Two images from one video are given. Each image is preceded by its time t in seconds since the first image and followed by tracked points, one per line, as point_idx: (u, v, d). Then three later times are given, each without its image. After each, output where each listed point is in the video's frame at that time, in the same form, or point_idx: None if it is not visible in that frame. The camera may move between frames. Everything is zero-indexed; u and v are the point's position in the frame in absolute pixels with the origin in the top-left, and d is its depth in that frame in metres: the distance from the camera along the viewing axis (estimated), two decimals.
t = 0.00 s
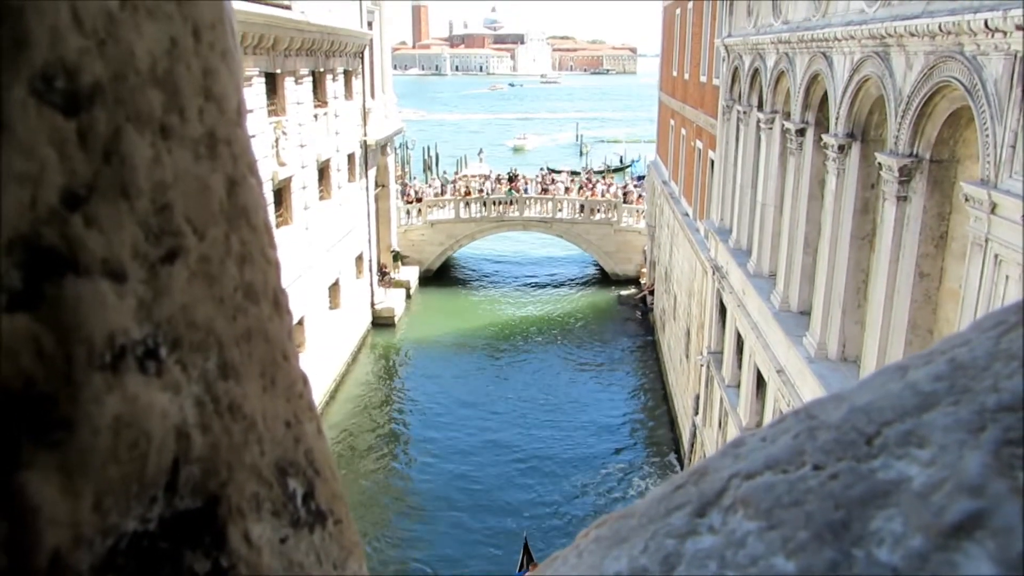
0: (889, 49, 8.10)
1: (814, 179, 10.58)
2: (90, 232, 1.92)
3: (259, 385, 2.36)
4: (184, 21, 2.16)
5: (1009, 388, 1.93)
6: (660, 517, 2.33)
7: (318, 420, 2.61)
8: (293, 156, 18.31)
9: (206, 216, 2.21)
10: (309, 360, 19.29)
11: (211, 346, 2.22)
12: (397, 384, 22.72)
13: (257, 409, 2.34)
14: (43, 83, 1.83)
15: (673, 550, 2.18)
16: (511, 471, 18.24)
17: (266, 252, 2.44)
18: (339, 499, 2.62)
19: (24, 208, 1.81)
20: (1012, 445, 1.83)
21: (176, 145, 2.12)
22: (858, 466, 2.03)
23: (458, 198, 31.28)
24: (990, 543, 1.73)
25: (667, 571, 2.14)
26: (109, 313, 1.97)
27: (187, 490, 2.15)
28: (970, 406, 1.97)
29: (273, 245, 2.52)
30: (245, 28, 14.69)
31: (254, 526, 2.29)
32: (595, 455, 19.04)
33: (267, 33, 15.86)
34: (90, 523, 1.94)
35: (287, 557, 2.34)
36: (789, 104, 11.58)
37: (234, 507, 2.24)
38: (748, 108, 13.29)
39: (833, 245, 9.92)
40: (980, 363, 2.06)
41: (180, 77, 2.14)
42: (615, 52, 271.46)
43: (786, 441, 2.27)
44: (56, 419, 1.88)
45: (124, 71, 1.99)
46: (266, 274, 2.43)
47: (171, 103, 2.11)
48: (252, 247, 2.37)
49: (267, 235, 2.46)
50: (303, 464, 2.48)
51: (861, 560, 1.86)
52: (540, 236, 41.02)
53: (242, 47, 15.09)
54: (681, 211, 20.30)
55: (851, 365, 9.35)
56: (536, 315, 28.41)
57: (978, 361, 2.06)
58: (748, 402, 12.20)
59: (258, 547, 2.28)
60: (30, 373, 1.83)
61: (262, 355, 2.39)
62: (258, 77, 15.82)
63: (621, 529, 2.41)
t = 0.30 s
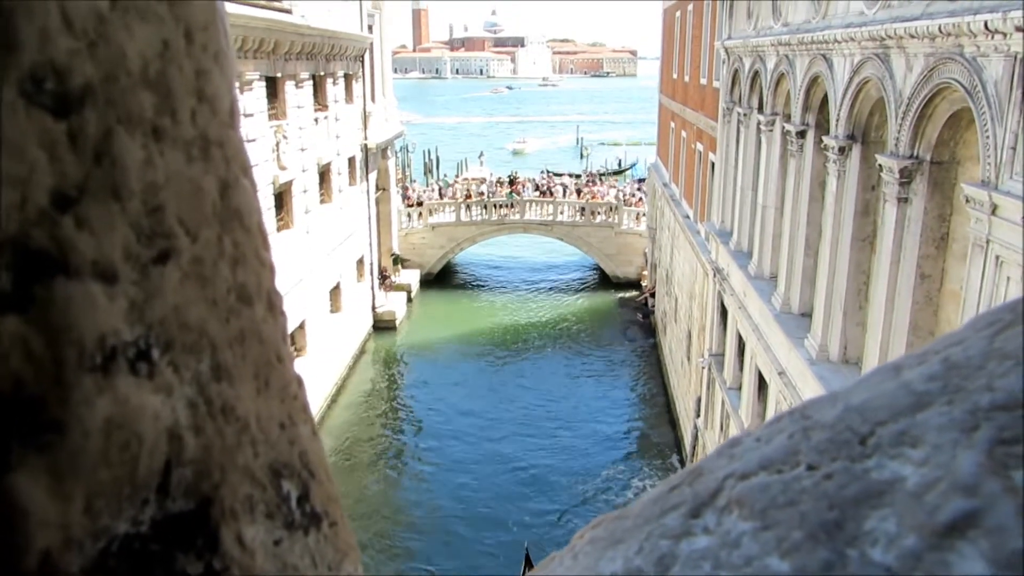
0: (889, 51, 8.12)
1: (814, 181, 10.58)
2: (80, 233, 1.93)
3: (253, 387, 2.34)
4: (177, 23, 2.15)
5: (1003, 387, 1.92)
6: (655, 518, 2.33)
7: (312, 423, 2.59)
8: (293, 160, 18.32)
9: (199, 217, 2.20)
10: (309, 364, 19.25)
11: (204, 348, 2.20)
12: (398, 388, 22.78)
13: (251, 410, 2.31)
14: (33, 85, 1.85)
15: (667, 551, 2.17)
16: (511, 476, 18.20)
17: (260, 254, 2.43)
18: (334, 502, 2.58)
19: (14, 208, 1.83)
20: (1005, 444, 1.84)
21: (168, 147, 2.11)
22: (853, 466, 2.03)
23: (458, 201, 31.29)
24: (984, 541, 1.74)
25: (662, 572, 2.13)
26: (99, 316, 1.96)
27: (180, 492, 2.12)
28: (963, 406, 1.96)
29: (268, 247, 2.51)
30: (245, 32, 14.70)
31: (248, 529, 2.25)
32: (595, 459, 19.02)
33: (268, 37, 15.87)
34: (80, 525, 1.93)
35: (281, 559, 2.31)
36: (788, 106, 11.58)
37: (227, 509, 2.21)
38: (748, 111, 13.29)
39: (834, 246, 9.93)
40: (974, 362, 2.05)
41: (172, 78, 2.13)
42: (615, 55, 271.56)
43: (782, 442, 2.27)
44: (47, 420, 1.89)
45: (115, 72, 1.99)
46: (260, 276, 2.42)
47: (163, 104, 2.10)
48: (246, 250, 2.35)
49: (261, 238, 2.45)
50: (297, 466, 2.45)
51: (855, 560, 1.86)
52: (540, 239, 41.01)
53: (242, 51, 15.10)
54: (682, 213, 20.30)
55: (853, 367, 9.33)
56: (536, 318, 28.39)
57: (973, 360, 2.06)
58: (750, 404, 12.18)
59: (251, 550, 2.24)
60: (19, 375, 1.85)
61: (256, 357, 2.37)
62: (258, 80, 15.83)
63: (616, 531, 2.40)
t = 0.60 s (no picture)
0: (889, 53, 8.12)
1: (814, 183, 10.58)
2: (79, 221, 1.90)
3: (254, 379, 2.37)
4: (176, 13, 2.17)
5: (1009, 375, 1.96)
6: (658, 511, 2.32)
7: (314, 416, 2.63)
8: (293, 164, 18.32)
9: (198, 206, 2.22)
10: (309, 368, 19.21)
11: (205, 339, 2.21)
12: (399, 390, 22.82)
13: (252, 403, 2.35)
14: (31, 71, 1.82)
15: (672, 542, 2.16)
16: (512, 481, 18.13)
17: (260, 246, 2.46)
18: (336, 496, 2.63)
19: (12, 195, 1.78)
20: (1011, 431, 1.87)
21: (168, 135, 2.12)
22: (857, 456, 2.04)
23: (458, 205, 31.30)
24: (991, 530, 1.76)
25: (666, 564, 2.11)
26: (99, 303, 1.93)
27: (181, 483, 2.13)
28: (970, 395, 1.98)
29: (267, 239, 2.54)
30: (245, 36, 14.71)
31: (249, 521, 2.28)
32: (596, 463, 18.95)
33: (268, 41, 15.88)
34: (81, 515, 1.88)
35: (283, 553, 2.35)
36: (788, 108, 11.58)
37: (228, 501, 2.24)
38: (748, 113, 13.29)
39: (834, 247, 9.92)
40: (979, 351, 2.08)
41: (172, 68, 2.14)
42: (615, 58, 271.71)
43: (786, 433, 2.26)
44: (45, 408, 1.82)
45: (114, 60, 1.99)
46: (260, 267, 2.45)
47: (162, 93, 2.10)
48: (247, 242, 2.39)
49: (262, 229, 2.49)
50: (298, 460, 2.49)
51: (861, 549, 1.87)
52: (539, 242, 40.99)
53: (242, 55, 15.12)
54: (682, 216, 20.29)
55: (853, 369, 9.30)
56: (536, 322, 28.34)
57: (978, 350, 2.09)
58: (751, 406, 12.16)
59: (253, 542, 2.27)
60: (18, 361, 1.77)
61: (257, 349, 2.40)
62: (258, 85, 15.85)
63: (619, 524, 2.39)
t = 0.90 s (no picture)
0: (888, 55, 8.13)
1: (814, 186, 10.58)
2: (88, 229, 1.95)
3: (259, 384, 2.36)
4: (183, 23, 2.16)
5: (1005, 378, 1.92)
6: (658, 513, 2.33)
7: (318, 421, 2.62)
8: (294, 167, 18.34)
9: (205, 213, 2.22)
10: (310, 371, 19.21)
11: (210, 345, 2.23)
12: (400, 393, 22.85)
13: (257, 408, 2.34)
14: (43, 82, 1.86)
15: (673, 545, 2.17)
16: (514, 484, 18.06)
17: (265, 252, 2.45)
18: (339, 499, 2.62)
19: (24, 203, 1.84)
20: (1007, 434, 1.84)
21: (175, 144, 2.13)
22: (855, 459, 2.03)
23: (459, 208, 31.33)
24: (986, 531, 1.75)
25: (667, 567, 2.12)
26: (107, 310, 1.99)
27: (187, 487, 2.18)
28: (965, 398, 1.96)
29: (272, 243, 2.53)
30: (245, 39, 14.73)
31: (254, 524, 2.30)
32: (598, 467, 18.89)
33: (268, 44, 15.90)
34: (90, 517, 2.00)
35: (287, 556, 2.35)
36: (788, 111, 11.59)
37: (233, 505, 2.26)
38: (748, 116, 13.31)
39: (835, 250, 9.91)
40: (976, 355, 2.04)
41: (180, 78, 2.15)
42: (615, 61, 271.75)
43: (784, 436, 2.27)
44: (57, 414, 1.93)
45: (123, 70, 2.01)
46: (266, 273, 2.44)
47: (169, 102, 2.12)
48: (252, 248, 2.37)
49: (266, 235, 2.47)
50: (303, 464, 2.48)
51: (859, 551, 1.88)
52: (539, 245, 40.97)
53: (242, 58, 15.12)
54: (682, 219, 20.30)
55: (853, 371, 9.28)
56: (536, 325, 28.32)
57: (975, 353, 2.04)
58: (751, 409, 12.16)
59: (258, 545, 2.30)
60: (29, 368, 1.88)
61: (263, 356, 2.39)
62: (258, 88, 15.86)
63: (621, 527, 2.40)
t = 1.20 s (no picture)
0: (887, 61, 8.14)
1: (813, 191, 10.58)
2: (68, 225, 2.00)
3: (243, 383, 2.43)
4: (166, 20, 2.24)
5: (991, 377, 1.90)
6: (647, 514, 2.33)
7: (303, 421, 2.69)
8: (294, 172, 18.36)
9: (188, 211, 2.28)
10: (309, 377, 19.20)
11: (193, 343, 2.27)
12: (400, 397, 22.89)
13: (240, 407, 2.40)
14: (21, 76, 1.92)
15: (660, 546, 2.17)
16: (512, 491, 17.99)
17: (251, 253, 2.52)
18: (326, 500, 2.69)
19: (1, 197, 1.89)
20: (993, 433, 1.82)
21: (157, 140, 2.19)
22: (843, 459, 2.03)
23: (458, 213, 31.36)
24: (971, 530, 1.74)
25: (655, 567, 2.12)
26: (87, 305, 2.03)
27: (169, 486, 2.20)
28: (953, 397, 1.95)
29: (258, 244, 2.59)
30: (245, 45, 14.74)
31: (237, 524, 2.33)
32: (597, 473, 18.84)
33: (269, 50, 15.91)
34: (67, 516, 2.01)
35: (271, 557, 2.40)
36: (787, 116, 11.60)
37: (215, 504, 2.29)
38: (747, 121, 13.33)
39: (834, 255, 9.90)
40: (964, 354, 2.03)
41: (162, 75, 2.21)
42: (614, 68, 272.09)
43: (772, 437, 2.27)
44: (32, 409, 1.96)
45: (103, 65, 2.07)
46: (251, 273, 2.51)
47: (152, 98, 2.18)
48: (236, 246, 2.44)
49: (252, 236, 2.54)
50: (288, 464, 2.55)
51: (845, 551, 1.87)
52: (538, 250, 40.97)
53: (242, 64, 15.13)
54: (682, 224, 20.31)
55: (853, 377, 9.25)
56: (535, 331, 28.31)
57: (963, 353, 2.04)
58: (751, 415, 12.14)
59: (241, 546, 2.33)
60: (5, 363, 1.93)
61: (247, 353, 2.46)
62: (258, 94, 15.88)
63: (610, 528, 2.41)
